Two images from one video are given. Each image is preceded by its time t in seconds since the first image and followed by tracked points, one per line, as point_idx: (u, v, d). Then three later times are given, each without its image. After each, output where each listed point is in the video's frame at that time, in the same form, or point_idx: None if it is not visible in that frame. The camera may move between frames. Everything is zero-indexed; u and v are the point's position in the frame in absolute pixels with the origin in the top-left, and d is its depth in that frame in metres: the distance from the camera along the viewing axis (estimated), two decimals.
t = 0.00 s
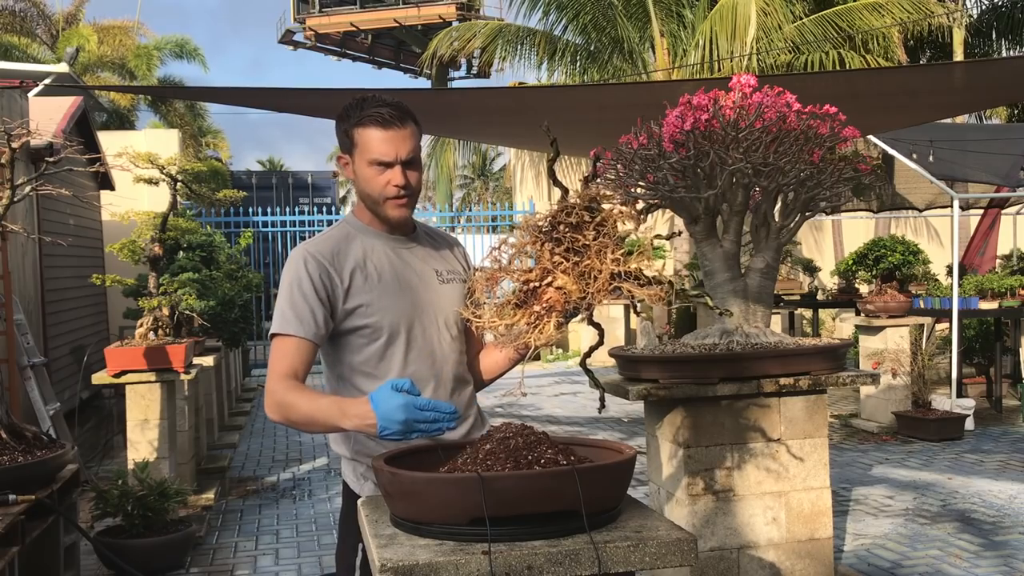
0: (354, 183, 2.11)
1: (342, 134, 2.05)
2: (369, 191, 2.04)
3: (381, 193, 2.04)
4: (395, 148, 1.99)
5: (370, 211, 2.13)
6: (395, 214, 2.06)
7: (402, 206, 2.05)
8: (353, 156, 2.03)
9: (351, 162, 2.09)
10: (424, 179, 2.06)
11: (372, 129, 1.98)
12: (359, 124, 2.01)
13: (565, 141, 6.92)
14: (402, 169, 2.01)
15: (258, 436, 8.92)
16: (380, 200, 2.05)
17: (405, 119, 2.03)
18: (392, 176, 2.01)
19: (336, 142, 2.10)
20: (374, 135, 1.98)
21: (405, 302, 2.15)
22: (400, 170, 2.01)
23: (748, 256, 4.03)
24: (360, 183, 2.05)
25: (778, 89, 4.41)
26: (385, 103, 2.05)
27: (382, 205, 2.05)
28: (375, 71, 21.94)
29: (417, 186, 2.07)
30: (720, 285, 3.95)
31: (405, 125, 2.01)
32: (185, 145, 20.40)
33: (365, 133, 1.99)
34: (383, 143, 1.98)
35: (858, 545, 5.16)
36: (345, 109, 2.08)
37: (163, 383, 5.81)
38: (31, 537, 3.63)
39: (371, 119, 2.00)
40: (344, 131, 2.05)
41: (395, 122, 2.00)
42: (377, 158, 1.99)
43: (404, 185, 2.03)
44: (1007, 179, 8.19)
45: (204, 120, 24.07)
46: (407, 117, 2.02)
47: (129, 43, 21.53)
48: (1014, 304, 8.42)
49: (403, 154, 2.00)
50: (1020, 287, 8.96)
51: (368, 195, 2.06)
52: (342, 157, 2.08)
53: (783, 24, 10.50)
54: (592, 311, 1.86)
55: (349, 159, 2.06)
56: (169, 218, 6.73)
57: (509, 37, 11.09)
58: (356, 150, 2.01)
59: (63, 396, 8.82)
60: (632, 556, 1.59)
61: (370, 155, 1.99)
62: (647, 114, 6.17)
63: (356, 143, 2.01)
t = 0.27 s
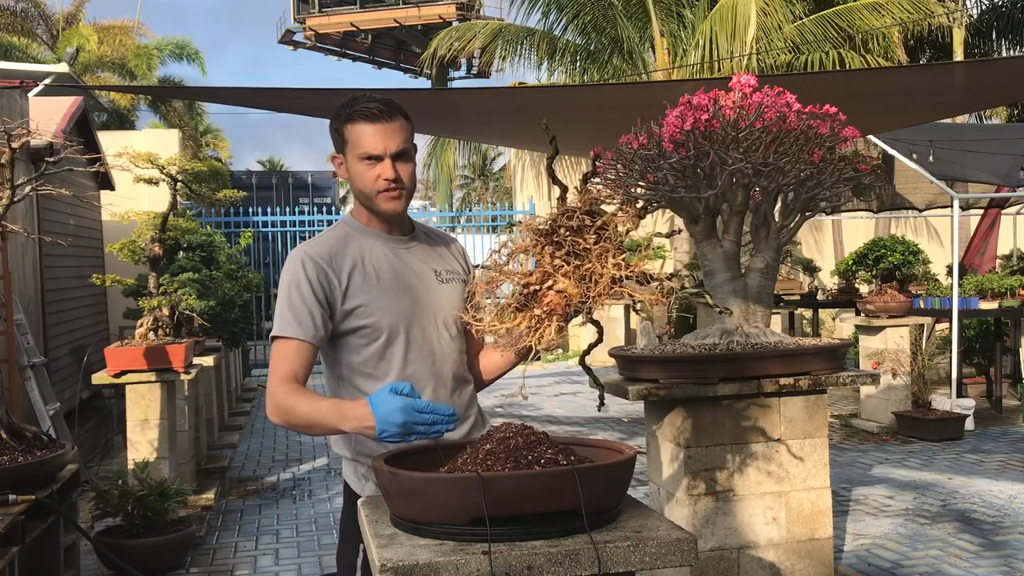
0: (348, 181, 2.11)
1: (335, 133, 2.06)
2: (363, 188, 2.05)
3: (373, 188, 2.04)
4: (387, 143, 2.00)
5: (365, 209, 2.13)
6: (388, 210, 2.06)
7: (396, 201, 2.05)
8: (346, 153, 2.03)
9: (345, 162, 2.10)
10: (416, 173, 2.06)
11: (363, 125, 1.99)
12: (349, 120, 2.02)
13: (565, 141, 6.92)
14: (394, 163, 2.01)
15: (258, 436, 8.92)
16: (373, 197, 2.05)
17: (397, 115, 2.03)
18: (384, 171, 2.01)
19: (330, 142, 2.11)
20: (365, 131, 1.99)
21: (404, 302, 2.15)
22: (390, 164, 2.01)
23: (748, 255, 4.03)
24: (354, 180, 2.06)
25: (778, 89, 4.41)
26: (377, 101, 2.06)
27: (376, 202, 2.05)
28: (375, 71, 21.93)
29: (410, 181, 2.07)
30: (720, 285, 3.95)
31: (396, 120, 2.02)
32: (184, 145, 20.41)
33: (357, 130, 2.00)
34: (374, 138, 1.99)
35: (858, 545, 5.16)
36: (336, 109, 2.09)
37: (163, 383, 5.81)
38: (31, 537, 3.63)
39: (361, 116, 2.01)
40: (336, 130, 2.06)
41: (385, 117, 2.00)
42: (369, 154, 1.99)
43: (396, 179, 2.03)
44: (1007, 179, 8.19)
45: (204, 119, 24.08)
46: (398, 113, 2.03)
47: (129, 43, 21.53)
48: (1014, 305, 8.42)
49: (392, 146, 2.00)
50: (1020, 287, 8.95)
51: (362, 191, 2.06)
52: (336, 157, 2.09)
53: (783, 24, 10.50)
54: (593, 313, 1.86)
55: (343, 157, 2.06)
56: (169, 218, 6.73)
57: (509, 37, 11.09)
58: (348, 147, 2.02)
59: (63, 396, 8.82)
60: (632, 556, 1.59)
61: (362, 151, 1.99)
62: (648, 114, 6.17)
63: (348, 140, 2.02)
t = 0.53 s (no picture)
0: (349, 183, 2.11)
1: (335, 134, 2.06)
2: (363, 190, 2.05)
3: (374, 192, 2.04)
4: (388, 147, 1.99)
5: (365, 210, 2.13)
6: (390, 212, 2.06)
7: (396, 204, 2.05)
8: (347, 155, 2.03)
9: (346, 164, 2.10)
10: (417, 177, 2.06)
11: (365, 128, 1.99)
12: (351, 123, 2.02)
13: (565, 141, 6.92)
14: (395, 168, 2.01)
15: (258, 436, 8.92)
16: (375, 200, 2.05)
17: (398, 117, 2.03)
18: (384, 174, 2.02)
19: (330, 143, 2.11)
20: (366, 135, 1.99)
21: (403, 303, 2.15)
22: (392, 168, 2.01)
23: (748, 256, 4.03)
24: (354, 182, 2.06)
25: (778, 89, 4.41)
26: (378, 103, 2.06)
27: (377, 205, 2.06)
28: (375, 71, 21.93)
29: (410, 185, 2.07)
30: (720, 285, 3.94)
31: (397, 123, 2.02)
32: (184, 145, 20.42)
33: (358, 133, 2.00)
34: (376, 142, 1.98)
35: (858, 545, 5.16)
36: (338, 110, 2.09)
37: (163, 383, 5.81)
38: (31, 537, 3.63)
39: (363, 119, 2.01)
40: (337, 132, 2.06)
41: (388, 120, 2.00)
42: (370, 157, 1.99)
43: (397, 183, 2.03)
44: (1007, 179, 8.19)
45: (204, 120, 24.07)
46: (399, 115, 2.03)
47: (130, 43, 21.54)
48: (1014, 305, 8.42)
49: (395, 152, 2.00)
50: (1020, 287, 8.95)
51: (362, 194, 2.07)
52: (336, 158, 2.09)
53: (783, 24, 10.50)
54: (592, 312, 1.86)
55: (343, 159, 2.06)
56: (169, 218, 6.73)
57: (509, 37, 11.08)
58: (349, 150, 2.02)
59: (63, 396, 8.82)
60: (632, 556, 1.59)
61: (362, 154, 1.99)
62: (648, 114, 6.17)
63: (349, 143, 2.02)
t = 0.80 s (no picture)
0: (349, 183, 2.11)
1: (334, 134, 2.06)
2: (363, 192, 2.05)
3: (374, 193, 2.04)
4: (388, 148, 1.99)
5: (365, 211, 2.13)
6: (390, 214, 2.07)
7: (395, 205, 2.05)
8: (346, 157, 2.03)
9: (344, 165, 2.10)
10: (417, 179, 2.07)
11: (364, 129, 1.99)
12: (351, 124, 2.02)
13: (565, 141, 6.91)
14: (395, 170, 2.02)
15: (258, 436, 8.92)
16: (374, 201, 2.05)
17: (397, 118, 2.03)
18: (384, 176, 2.02)
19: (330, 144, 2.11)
20: (366, 137, 1.99)
21: (402, 303, 2.15)
22: (393, 170, 2.02)
23: (748, 255, 4.03)
24: (354, 184, 2.06)
25: (778, 89, 4.41)
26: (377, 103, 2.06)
27: (377, 207, 2.06)
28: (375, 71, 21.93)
29: (410, 186, 2.07)
30: (720, 285, 3.94)
31: (397, 123, 2.02)
32: (184, 145, 20.42)
33: (358, 134, 2.00)
34: (376, 144, 1.98)
35: (858, 545, 5.16)
36: (338, 110, 2.09)
37: (163, 383, 5.81)
38: (31, 537, 3.63)
39: (362, 120, 2.00)
40: (336, 133, 2.06)
41: (388, 122, 2.00)
42: (368, 158, 1.99)
43: (396, 186, 2.04)
44: (1007, 179, 8.19)
45: (204, 120, 24.07)
46: (398, 116, 2.03)
47: (130, 43, 21.54)
48: (1014, 305, 8.42)
49: (395, 154, 2.00)
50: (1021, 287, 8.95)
51: (362, 196, 2.07)
52: (335, 159, 2.09)
53: (783, 24, 10.50)
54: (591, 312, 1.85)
55: (342, 160, 2.06)
56: (169, 218, 6.73)
57: (509, 37, 11.08)
58: (348, 151, 2.02)
59: (63, 396, 8.82)
60: (632, 556, 1.59)
61: (362, 155, 1.99)
62: (648, 114, 6.17)
63: (348, 145, 2.02)
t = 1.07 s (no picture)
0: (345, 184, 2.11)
1: (330, 135, 2.06)
2: (358, 193, 2.05)
3: (368, 194, 2.04)
4: (382, 149, 1.99)
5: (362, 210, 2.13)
6: (386, 217, 2.07)
7: (390, 207, 2.05)
8: (341, 159, 2.04)
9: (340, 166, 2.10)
10: (412, 179, 2.06)
11: (358, 130, 1.99)
12: (344, 125, 2.01)
13: (564, 141, 6.92)
14: (390, 171, 2.02)
15: (258, 436, 8.92)
16: (368, 202, 2.05)
17: (392, 119, 2.03)
18: (378, 176, 2.02)
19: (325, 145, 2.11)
20: (360, 138, 1.99)
21: (401, 302, 2.15)
22: (386, 172, 2.02)
23: (748, 255, 4.02)
24: (349, 185, 2.06)
25: (778, 89, 4.41)
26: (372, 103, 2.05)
27: (371, 209, 2.06)
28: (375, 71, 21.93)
29: (406, 186, 2.07)
30: (720, 285, 3.94)
31: (392, 123, 2.02)
32: (185, 145, 20.43)
33: (351, 136, 2.00)
34: (370, 145, 1.98)
35: (858, 545, 5.16)
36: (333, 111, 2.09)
37: (163, 383, 5.81)
38: (31, 537, 3.63)
39: (356, 120, 2.00)
40: (330, 134, 2.06)
41: (380, 123, 1.99)
42: (363, 159, 2.00)
43: (392, 187, 2.04)
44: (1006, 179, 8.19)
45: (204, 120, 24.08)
46: (393, 117, 2.03)
47: (129, 43, 21.56)
48: (1014, 305, 8.42)
49: (389, 155, 2.00)
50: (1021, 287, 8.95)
51: (356, 197, 2.07)
52: (330, 160, 2.09)
53: (783, 24, 10.50)
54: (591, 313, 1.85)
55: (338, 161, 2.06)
56: (169, 218, 6.74)
57: (509, 37, 11.08)
58: (343, 152, 2.02)
59: (64, 396, 8.82)
60: (632, 556, 1.59)
61: (356, 156, 1.99)
62: (648, 114, 6.17)
63: (343, 146, 2.02)
